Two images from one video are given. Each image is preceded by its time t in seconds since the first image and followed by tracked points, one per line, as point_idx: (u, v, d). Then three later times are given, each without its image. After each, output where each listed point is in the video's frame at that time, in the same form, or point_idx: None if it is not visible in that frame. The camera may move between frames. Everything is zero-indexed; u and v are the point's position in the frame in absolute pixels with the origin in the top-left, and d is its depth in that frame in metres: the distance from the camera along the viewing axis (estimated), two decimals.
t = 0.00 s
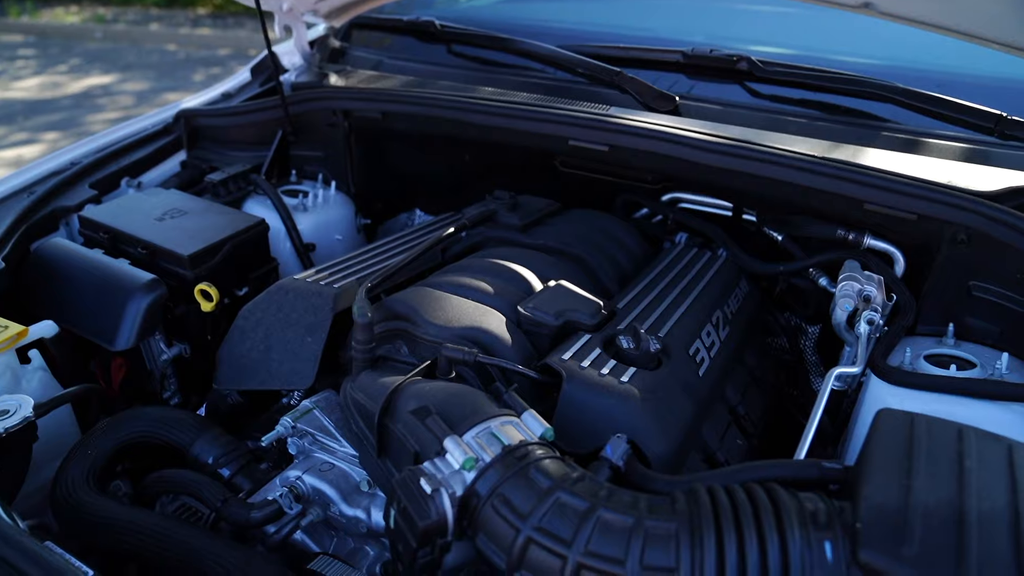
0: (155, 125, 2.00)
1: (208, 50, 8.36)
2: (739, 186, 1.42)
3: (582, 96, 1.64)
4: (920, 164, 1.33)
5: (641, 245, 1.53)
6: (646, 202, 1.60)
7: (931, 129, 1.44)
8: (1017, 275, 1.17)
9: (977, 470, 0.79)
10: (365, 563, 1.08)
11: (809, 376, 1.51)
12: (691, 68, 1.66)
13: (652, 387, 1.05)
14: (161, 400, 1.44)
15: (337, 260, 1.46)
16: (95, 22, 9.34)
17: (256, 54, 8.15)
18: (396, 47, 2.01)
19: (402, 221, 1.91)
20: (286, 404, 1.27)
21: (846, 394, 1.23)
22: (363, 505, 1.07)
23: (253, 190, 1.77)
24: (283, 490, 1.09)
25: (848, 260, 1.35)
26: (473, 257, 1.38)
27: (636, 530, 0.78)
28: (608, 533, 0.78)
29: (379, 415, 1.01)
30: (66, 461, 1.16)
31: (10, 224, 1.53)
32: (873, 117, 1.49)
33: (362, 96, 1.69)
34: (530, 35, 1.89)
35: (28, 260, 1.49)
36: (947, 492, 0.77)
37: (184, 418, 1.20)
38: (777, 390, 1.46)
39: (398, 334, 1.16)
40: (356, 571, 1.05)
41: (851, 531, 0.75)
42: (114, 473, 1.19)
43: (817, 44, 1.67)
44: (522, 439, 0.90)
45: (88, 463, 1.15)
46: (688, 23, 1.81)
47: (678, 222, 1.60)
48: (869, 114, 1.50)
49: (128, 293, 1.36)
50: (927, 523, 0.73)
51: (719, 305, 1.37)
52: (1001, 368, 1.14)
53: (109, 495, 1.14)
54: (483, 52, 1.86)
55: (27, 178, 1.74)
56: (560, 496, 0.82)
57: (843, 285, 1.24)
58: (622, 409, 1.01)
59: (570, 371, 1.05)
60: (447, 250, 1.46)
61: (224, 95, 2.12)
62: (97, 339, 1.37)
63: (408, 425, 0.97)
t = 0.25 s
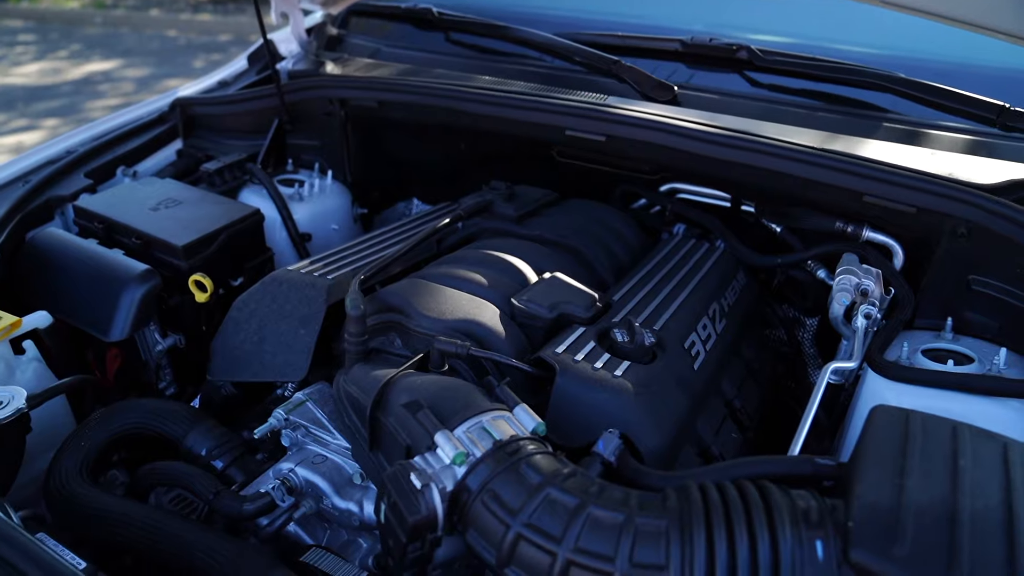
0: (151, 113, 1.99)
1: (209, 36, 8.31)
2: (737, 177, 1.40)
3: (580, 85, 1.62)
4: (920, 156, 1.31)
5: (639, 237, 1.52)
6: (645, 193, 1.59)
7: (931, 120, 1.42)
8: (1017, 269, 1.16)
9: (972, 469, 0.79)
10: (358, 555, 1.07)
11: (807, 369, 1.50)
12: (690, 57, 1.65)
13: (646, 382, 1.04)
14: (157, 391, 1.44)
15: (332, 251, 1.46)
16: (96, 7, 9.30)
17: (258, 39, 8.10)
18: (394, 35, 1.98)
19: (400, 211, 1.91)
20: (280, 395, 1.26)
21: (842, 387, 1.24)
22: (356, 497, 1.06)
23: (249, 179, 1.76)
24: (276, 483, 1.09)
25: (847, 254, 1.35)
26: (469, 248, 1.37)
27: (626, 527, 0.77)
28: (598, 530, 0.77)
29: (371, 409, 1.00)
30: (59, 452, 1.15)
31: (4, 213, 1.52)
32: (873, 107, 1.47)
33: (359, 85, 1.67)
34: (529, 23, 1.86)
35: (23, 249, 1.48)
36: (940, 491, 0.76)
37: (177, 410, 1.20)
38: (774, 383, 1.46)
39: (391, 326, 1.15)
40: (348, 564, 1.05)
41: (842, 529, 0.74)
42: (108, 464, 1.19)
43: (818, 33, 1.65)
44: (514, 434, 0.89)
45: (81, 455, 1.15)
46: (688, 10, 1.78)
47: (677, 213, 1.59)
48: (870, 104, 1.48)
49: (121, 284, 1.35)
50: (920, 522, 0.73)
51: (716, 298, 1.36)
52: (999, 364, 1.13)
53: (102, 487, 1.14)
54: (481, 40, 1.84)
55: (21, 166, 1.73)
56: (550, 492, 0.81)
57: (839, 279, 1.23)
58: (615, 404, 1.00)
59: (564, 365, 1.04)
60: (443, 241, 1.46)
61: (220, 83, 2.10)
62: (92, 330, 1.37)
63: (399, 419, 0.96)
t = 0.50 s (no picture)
0: (149, 104, 1.98)
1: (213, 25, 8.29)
2: (735, 172, 1.39)
3: (578, 78, 1.61)
4: (920, 151, 1.30)
5: (636, 231, 1.51)
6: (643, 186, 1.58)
7: (933, 116, 1.41)
8: (1016, 267, 1.15)
9: (965, 471, 0.78)
10: (351, 550, 1.07)
11: (804, 364, 1.50)
12: (690, 50, 1.63)
13: (639, 379, 1.04)
14: (154, 383, 1.44)
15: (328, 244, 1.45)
16: None
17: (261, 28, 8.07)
18: (393, 26, 1.97)
19: (398, 203, 1.96)
20: (276, 389, 1.27)
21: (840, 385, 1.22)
22: (348, 493, 1.06)
23: (246, 171, 1.76)
24: (267, 478, 1.08)
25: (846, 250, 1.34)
26: (465, 242, 1.36)
27: (615, 527, 0.77)
28: (587, 530, 0.77)
29: (364, 404, 1.00)
30: (53, 447, 1.15)
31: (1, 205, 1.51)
32: (874, 102, 1.46)
33: (356, 76, 1.66)
34: (529, 14, 1.84)
35: (19, 242, 1.48)
36: (931, 493, 0.75)
37: (171, 404, 1.20)
38: (771, 378, 1.45)
39: (385, 321, 1.15)
40: (341, 559, 1.05)
41: (832, 531, 0.74)
42: (103, 457, 1.20)
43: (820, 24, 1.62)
44: (505, 431, 0.89)
45: (75, 449, 1.15)
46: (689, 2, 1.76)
47: (675, 207, 1.58)
48: (871, 98, 1.46)
49: (116, 277, 1.35)
50: (910, 525, 0.72)
51: (713, 293, 1.36)
52: (997, 362, 1.12)
53: (96, 481, 1.14)
54: (480, 31, 1.82)
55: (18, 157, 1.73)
56: (540, 490, 0.81)
57: (837, 276, 1.22)
58: (608, 401, 1.00)
59: (557, 361, 1.03)
60: (440, 235, 1.45)
61: (219, 74, 2.09)
62: (87, 324, 1.37)
63: (391, 415, 0.96)
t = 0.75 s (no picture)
0: (150, 97, 1.98)
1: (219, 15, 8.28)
2: (735, 168, 1.38)
3: (579, 73, 1.60)
4: (923, 148, 1.28)
5: (636, 227, 1.51)
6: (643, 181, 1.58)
7: (937, 112, 1.39)
8: (1018, 267, 1.14)
9: (959, 474, 0.77)
10: (346, 546, 1.08)
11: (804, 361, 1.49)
12: (691, 43, 1.61)
13: (634, 377, 1.03)
14: (153, 377, 1.44)
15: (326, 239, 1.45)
16: None
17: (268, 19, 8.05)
18: (395, 18, 1.94)
19: (398, 196, 1.94)
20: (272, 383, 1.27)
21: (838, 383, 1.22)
22: (342, 489, 1.06)
23: (246, 165, 1.76)
24: (263, 474, 1.08)
25: (846, 247, 1.33)
26: (463, 237, 1.36)
27: (605, 527, 0.76)
28: (577, 529, 0.77)
29: (358, 401, 1.00)
30: (50, 442, 1.16)
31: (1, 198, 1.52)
32: (878, 98, 1.44)
33: (356, 69, 1.65)
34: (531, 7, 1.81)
35: (19, 235, 1.49)
36: (924, 496, 0.75)
37: (167, 398, 1.21)
38: (770, 375, 1.45)
39: (380, 317, 1.14)
40: (335, 555, 1.05)
41: (824, 534, 0.73)
42: (100, 451, 1.20)
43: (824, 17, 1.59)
44: (497, 430, 0.88)
45: (72, 443, 1.16)
46: None
47: (675, 203, 1.58)
48: (874, 93, 1.45)
49: (115, 271, 1.35)
50: (902, 528, 0.72)
51: (711, 290, 1.35)
52: (996, 363, 1.11)
53: (93, 475, 1.15)
54: (481, 24, 1.81)
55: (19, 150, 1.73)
56: (530, 490, 0.80)
57: (835, 275, 1.21)
58: (602, 399, 0.99)
59: (552, 359, 1.03)
60: (438, 230, 1.45)
61: (220, 66, 2.09)
62: (87, 318, 1.37)
63: (384, 412, 0.96)
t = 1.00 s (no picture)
0: (151, 90, 1.98)
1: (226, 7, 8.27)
2: (734, 165, 1.37)
3: (580, 68, 1.59)
4: (924, 146, 1.27)
5: (636, 223, 1.50)
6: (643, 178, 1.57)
7: (940, 109, 1.38)
8: (1018, 267, 1.13)
9: (951, 478, 0.77)
10: (340, 541, 1.08)
11: (803, 359, 1.48)
12: (692, 39, 1.60)
13: (628, 376, 1.03)
14: (151, 370, 1.45)
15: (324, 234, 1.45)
16: None
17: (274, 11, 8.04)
18: (397, 12, 1.94)
19: (400, 190, 1.94)
20: (269, 378, 1.27)
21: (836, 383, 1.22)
22: (336, 485, 1.06)
23: (246, 159, 1.76)
24: (257, 469, 1.09)
25: (846, 245, 1.32)
26: (460, 233, 1.35)
27: (594, 528, 0.76)
28: (566, 530, 0.77)
29: (350, 397, 1.00)
30: (46, 436, 1.16)
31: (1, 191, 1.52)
32: (880, 95, 1.43)
33: (357, 64, 1.65)
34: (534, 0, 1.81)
35: (18, 229, 1.49)
36: (916, 500, 0.74)
37: (162, 393, 1.21)
38: (768, 373, 1.44)
39: (376, 314, 1.14)
40: (328, 551, 1.05)
41: (812, 536, 0.73)
42: (96, 446, 1.21)
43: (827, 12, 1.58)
44: (489, 428, 0.88)
45: (68, 437, 1.16)
46: None
47: (675, 199, 1.57)
48: (876, 90, 1.44)
49: (113, 266, 1.36)
50: (892, 532, 0.71)
51: (709, 288, 1.34)
52: (995, 363, 1.10)
53: (89, 469, 1.15)
54: (483, 18, 1.79)
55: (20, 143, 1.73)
56: (520, 489, 0.80)
57: (833, 274, 1.20)
58: (596, 398, 0.99)
59: (545, 357, 1.03)
60: (436, 225, 1.44)
61: (222, 60, 2.09)
62: (85, 312, 1.38)
63: (376, 409, 0.96)
